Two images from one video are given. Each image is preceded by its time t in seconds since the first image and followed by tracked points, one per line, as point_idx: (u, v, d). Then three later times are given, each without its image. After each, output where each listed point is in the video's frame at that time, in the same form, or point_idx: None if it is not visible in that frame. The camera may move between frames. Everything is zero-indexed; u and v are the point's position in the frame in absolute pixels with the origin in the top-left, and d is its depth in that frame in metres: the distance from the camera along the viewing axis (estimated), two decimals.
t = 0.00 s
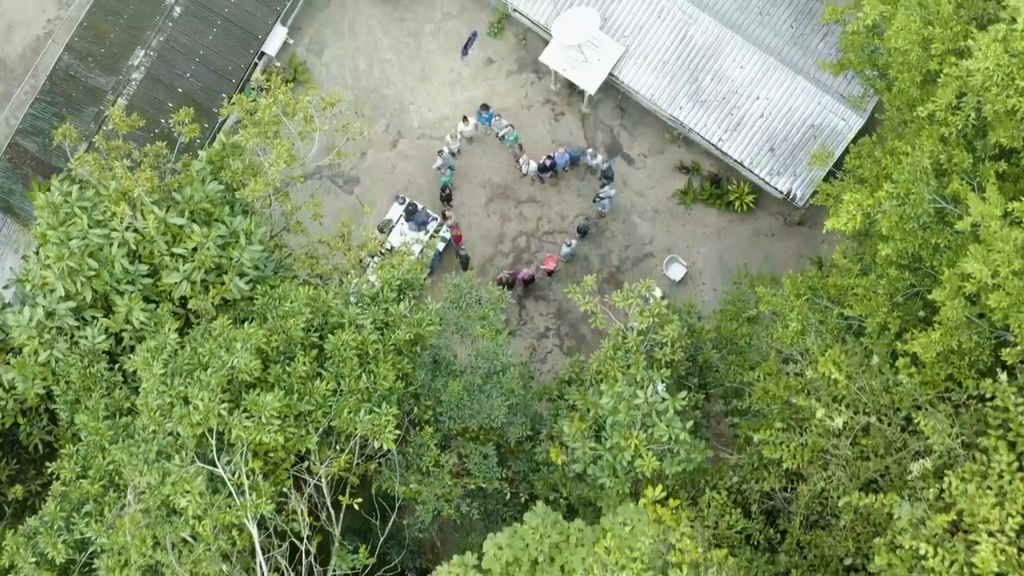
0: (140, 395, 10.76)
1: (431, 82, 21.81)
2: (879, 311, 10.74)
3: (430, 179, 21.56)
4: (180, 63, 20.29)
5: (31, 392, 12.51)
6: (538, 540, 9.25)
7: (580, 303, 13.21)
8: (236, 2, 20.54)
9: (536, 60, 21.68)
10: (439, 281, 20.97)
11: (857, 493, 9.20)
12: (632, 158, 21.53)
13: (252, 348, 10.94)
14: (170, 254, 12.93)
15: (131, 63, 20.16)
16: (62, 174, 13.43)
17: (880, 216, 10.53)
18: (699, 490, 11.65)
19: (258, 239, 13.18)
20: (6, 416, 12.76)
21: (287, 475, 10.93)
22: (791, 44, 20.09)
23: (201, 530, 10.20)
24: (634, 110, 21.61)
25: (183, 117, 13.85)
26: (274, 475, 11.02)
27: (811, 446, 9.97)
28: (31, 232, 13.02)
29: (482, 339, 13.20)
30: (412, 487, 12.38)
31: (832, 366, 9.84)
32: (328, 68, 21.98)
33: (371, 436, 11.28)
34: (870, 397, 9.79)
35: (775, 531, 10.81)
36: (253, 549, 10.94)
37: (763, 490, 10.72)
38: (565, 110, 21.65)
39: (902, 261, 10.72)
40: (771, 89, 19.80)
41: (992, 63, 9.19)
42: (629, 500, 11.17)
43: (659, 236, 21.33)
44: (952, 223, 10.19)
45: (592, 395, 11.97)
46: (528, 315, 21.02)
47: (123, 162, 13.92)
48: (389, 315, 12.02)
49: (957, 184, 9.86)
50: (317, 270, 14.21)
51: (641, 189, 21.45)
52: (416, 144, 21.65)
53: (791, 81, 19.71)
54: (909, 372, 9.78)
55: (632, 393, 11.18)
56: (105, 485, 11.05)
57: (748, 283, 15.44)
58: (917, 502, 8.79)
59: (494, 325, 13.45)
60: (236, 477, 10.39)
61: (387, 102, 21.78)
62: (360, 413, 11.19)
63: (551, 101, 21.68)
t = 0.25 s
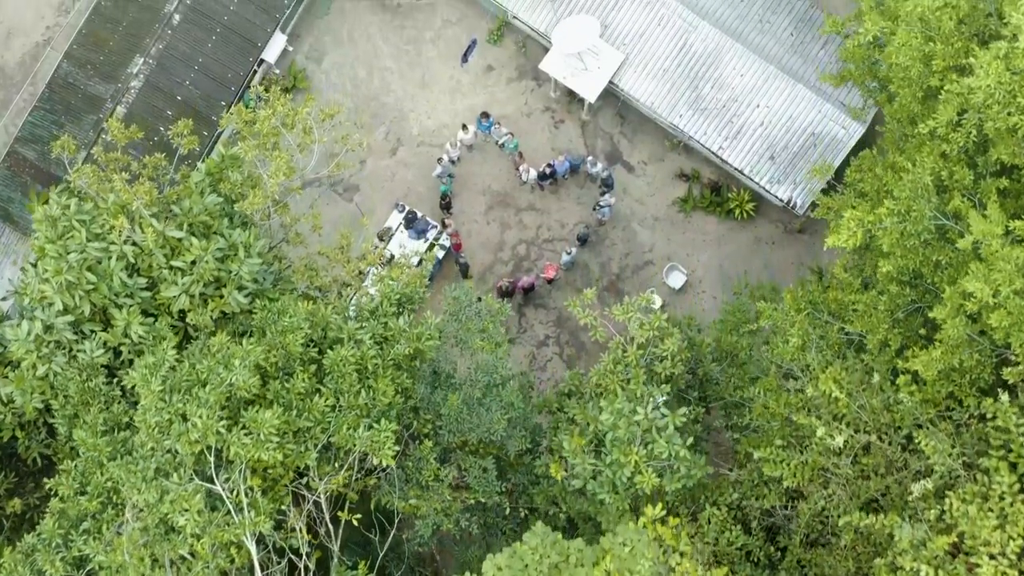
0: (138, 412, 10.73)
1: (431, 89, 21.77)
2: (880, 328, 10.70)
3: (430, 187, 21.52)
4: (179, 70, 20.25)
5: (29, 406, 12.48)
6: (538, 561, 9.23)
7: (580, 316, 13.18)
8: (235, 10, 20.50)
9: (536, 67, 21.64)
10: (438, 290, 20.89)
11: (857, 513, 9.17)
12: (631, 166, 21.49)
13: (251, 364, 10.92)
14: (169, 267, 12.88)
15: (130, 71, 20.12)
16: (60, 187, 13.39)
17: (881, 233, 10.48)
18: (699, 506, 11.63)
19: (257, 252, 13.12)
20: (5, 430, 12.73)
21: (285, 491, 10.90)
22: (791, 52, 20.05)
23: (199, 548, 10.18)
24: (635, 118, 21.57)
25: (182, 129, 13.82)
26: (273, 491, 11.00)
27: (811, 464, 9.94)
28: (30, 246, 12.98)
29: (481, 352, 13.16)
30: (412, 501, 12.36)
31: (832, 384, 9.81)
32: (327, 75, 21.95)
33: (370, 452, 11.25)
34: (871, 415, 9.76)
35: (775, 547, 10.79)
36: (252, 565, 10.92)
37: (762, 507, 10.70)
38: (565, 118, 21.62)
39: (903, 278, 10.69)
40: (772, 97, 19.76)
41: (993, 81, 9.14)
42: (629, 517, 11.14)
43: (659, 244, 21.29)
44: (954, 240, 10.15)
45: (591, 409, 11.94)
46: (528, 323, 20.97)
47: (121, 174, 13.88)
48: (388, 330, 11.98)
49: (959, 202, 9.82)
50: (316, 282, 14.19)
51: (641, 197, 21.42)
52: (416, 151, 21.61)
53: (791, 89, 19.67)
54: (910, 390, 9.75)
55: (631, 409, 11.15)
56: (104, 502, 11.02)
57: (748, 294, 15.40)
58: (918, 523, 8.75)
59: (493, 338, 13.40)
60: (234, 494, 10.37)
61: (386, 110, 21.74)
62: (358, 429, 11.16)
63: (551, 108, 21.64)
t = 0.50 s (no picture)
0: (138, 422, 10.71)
1: (431, 93, 21.75)
2: (880, 339, 10.67)
3: (430, 192, 21.50)
4: (179, 75, 20.21)
5: (28, 414, 12.45)
6: (537, 573, 9.22)
7: (580, 324, 13.16)
8: (235, 15, 20.48)
9: (536, 72, 21.62)
10: (438, 295, 20.88)
11: (857, 525, 9.16)
12: (631, 171, 21.46)
13: (250, 375, 10.91)
14: (168, 275, 12.85)
15: (130, 76, 20.08)
16: (59, 194, 13.36)
17: (881, 243, 10.45)
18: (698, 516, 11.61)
19: (257, 260, 13.08)
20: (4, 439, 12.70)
21: (284, 501, 10.89)
22: (791, 57, 20.05)
23: (198, 560, 10.15)
24: (635, 122, 21.55)
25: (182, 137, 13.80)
26: (272, 502, 10.98)
27: (811, 476, 9.93)
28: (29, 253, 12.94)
29: (481, 360, 13.13)
30: (411, 510, 12.34)
31: (832, 396, 9.80)
32: (327, 80, 21.92)
33: (369, 462, 11.24)
34: (871, 427, 9.75)
35: (775, 558, 10.77)
36: None
37: (762, 517, 10.69)
38: (565, 122, 21.59)
39: (903, 288, 10.68)
40: (772, 102, 19.73)
41: (994, 92, 9.12)
42: (629, 527, 11.11)
43: (659, 249, 21.27)
44: (955, 251, 10.13)
45: (592, 419, 11.92)
46: (528, 328, 20.95)
47: (120, 182, 13.85)
48: (388, 339, 11.95)
49: (959, 212, 9.80)
50: (316, 290, 14.18)
51: (641, 201, 21.39)
52: (416, 156, 21.59)
53: (791, 94, 19.65)
54: (910, 402, 9.74)
55: (631, 419, 11.13)
56: (103, 512, 11.01)
57: (748, 301, 15.37)
58: (918, 536, 8.74)
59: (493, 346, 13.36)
60: (234, 505, 10.36)
61: (386, 114, 21.71)
62: (358, 439, 11.14)
63: (551, 113, 21.62)
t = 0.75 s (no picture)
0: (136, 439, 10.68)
1: (430, 101, 21.71)
2: (881, 355, 10.62)
3: (429, 199, 21.46)
4: (178, 83, 20.16)
5: (27, 428, 12.40)
6: None
7: (580, 337, 13.12)
8: (234, 22, 20.44)
9: (536, 79, 21.58)
10: (438, 303, 20.87)
11: (858, 545, 9.13)
12: (631, 178, 21.42)
13: (249, 391, 10.89)
14: (167, 288, 12.79)
15: (129, 84, 20.03)
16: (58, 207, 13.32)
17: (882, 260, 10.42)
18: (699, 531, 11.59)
19: (256, 273, 13.03)
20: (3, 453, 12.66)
21: (283, 518, 10.87)
22: (791, 64, 20.04)
23: None
24: (635, 130, 21.51)
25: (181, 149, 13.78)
26: (271, 518, 10.97)
27: (811, 494, 9.91)
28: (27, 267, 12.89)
29: (480, 373, 13.09)
30: (411, 525, 12.31)
31: (833, 413, 9.79)
32: (327, 87, 21.87)
33: (369, 479, 11.22)
34: (871, 445, 9.74)
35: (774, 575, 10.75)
36: None
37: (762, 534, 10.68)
38: (565, 130, 21.55)
39: (904, 304, 10.65)
40: (772, 110, 19.69)
41: (995, 110, 9.09)
42: (629, 543, 11.07)
43: (659, 257, 21.24)
44: (956, 268, 10.10)
45: (591, 433, 11.88)
46: (528, 336, 20.91)
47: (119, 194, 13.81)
48: (387, 353, 11.91)
49: (960, 230, 9.77)
50: (315, 302, 14.17)
51: (641, 209, 21.36)
52: (416, 163, 21.56)
53: (791, 102, 19.62)
54: (911, 420, 9.72)
55: (631, 436, 11.09)
56: (102, 528, 11.02)
57: (749, 311, 15.33)
58: (919, 557, 8.71)
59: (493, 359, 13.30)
60: (232, 523, 10.34)
61: (385, 122, 21.68)
62: (357, 455, 11.12)
63: (551, 120, 21.58)
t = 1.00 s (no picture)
0: (135, 455, 10.66)
1: (430, 108, 21.68)
2: (881, 372, 10.58)
3: (429, 207, 21.42)
4: (177, 90, 20.11)
5: (25, 443, 12.36)
6: None
7: (580, 350, 13.09)
8: (233, 30, 20.41)
9: (535, 86, 21.55)
10: (438, 311, 20.85)
11: (858, 565, 9.10)
12: (631, 185, 21.40)
13: (247, 408, 10.86)
14: (166, 301, 12.74)
15: (128, 91, 19.98)
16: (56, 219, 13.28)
17: (883, 277, 10.38)
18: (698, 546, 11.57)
19: (254, 286, 12.98)
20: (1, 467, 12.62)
21: (282, 533, 10.85)
22: (791, 72, 20.01)
23: None
24: (634, 137, 21.48)
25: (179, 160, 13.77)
26: (270, 534, 10.94)
27: (811, 511, 9.89)
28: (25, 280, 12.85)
29: (480, 386, 13.05)
30: (410, 540, 12.27)
31: (833, 431, 9.77)
32: (326, 94, 21.83)
33: (369, 495, 11.21)
34: (872, 464, 9.72)
35: None
36: None
37: (763, 551, 10.64)
38: (565, 137, 21.52)
39: (904, 321, 10.63)
40: (772, 118, 19.66)
41: (997, 128, 9.05)
42: (629, 559, 11.04)
43: (659, 264, 21.20)
44: (956, 284, 10.08)
45: (591, 448, 11.84)
46: (528, 344, 20.88)
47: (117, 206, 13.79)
48: (386, 368, 11.88)
49: (961, 247, 9.74)
50: (314, 314, 14.16)
51: (641, 216, 21.33)
52: (415, 170, 21.53)
53: (791, 110, 19.59)
54: (911, 438, 9.70)
55: (631, 452, 11.06)
56: (100, 545, 11.07)
57: (749, 322, 15.31)
58: None
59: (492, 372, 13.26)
60: (231, 540, 10.31)
61: (385, 129, 21.64)
62: (356, 471, 11.09)
63: (551, 127, 21.55)
